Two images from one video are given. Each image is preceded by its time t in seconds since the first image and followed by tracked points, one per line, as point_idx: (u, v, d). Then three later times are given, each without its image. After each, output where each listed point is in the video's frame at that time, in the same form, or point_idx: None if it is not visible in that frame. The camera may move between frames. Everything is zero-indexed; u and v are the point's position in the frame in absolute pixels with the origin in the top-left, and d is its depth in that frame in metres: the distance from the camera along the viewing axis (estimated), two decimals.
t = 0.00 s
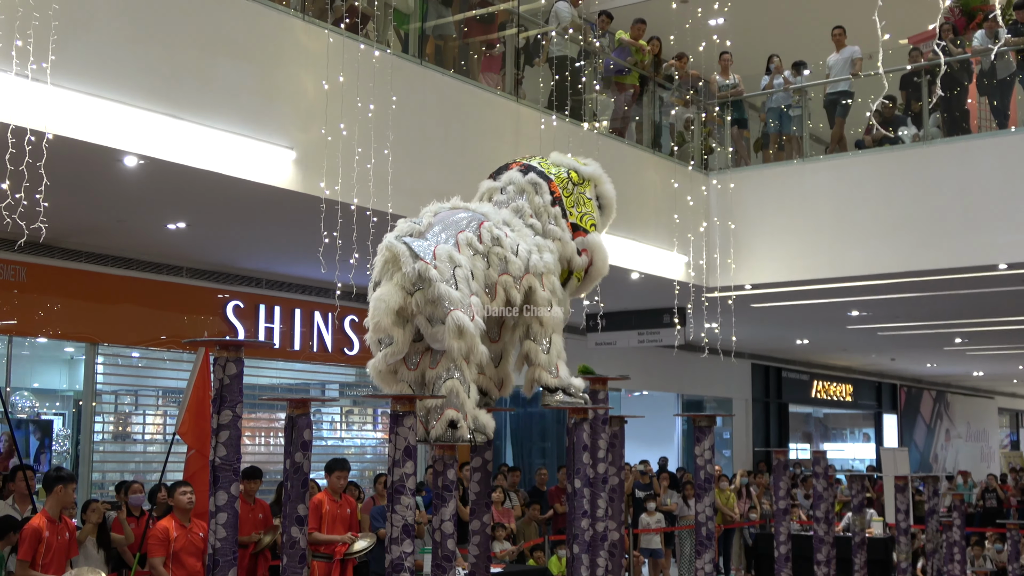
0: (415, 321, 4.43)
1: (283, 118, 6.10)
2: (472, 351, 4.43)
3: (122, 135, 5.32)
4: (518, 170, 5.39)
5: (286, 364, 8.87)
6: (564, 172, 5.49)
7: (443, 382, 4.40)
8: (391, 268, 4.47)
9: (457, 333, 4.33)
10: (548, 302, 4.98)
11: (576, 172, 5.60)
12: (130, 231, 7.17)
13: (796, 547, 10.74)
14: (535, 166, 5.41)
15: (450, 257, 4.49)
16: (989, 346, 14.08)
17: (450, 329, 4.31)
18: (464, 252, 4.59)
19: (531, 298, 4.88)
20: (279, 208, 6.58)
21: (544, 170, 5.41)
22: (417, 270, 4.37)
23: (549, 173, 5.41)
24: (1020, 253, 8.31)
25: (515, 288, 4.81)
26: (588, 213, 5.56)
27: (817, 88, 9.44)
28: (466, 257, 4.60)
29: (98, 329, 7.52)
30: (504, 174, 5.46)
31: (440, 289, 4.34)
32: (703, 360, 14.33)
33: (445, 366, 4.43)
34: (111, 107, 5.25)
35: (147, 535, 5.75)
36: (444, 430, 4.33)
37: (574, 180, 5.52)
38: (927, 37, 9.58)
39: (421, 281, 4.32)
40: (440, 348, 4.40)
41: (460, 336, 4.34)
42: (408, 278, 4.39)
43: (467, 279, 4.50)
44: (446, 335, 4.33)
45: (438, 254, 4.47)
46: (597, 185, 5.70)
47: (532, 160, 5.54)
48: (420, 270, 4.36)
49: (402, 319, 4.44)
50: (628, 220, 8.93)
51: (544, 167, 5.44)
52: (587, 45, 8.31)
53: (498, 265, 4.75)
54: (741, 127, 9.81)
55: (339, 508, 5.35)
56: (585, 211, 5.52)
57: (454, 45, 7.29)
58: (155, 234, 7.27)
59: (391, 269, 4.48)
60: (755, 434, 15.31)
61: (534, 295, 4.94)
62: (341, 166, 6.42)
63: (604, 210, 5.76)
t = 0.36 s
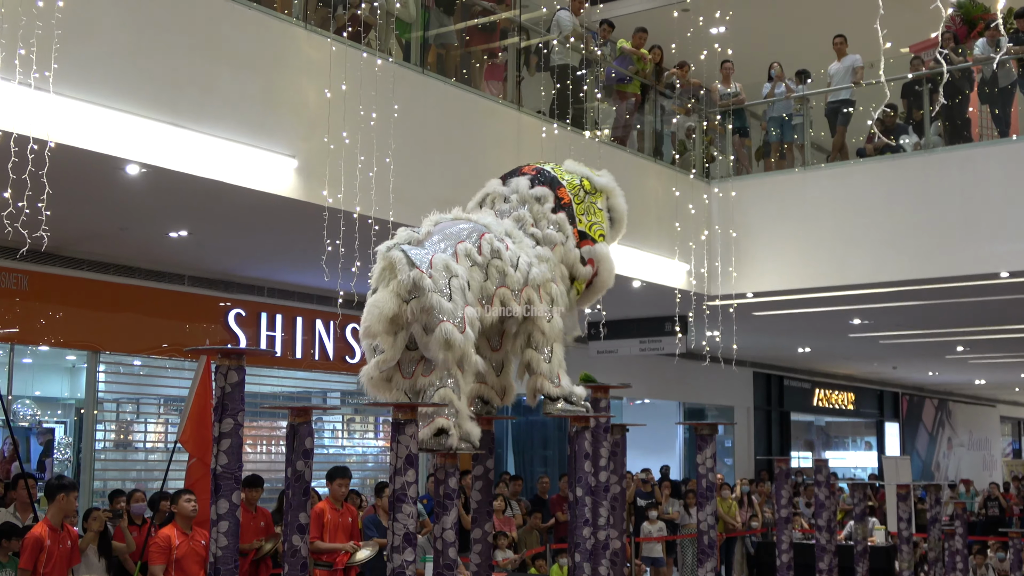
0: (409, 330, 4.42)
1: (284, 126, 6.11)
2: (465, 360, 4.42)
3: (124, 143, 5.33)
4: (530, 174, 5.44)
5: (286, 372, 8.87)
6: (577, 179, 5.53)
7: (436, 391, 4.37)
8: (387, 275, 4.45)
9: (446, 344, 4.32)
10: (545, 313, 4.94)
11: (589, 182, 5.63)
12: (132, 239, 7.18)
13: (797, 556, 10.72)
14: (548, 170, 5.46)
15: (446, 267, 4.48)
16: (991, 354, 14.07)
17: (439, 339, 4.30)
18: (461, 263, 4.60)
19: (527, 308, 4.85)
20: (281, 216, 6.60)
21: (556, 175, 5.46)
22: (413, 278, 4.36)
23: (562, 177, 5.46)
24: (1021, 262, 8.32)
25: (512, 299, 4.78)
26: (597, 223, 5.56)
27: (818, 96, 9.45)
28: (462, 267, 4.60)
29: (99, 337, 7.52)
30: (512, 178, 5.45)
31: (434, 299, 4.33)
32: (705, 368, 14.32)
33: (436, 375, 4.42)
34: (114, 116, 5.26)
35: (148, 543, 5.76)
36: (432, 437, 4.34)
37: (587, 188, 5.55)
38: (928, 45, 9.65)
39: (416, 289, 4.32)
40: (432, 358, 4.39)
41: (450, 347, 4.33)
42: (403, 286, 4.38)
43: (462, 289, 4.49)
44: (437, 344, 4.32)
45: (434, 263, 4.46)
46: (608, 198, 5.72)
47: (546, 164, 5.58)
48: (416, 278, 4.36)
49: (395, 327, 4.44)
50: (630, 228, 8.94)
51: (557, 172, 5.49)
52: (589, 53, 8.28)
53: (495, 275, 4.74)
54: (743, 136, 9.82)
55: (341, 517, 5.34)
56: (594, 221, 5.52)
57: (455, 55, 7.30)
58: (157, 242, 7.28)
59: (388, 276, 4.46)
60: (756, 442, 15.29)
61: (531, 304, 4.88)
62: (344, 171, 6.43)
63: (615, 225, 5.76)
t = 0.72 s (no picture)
0: (413, 334, 4.42)
1: (284, 133, 6.11)
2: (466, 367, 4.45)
3: (124, 150, 5.33)
4: (531, 182, 5.43)
5: (286, 379, 8.87)
6: (580, 182, 5.52)
7: (435, 398, 4.40)
8: (392, 280, 4.46)
9: (453, 349, 4.33)
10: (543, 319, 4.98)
11: (594, 181, 5.62)
12: (132, 246, 7.18)
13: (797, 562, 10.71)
14: (549, 176, 5.45)
15: (452, 271, 4.49)
16: (991, 361, 14.07)
17: (445, 344, 4.30)
18: (467, 267, 4.60)
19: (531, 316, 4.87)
20: (281, 223, 6.60)
21: (558, 181, 5.45)
22: (418, 282, 4.35)
23: (564, 182, 5.45)
24: (1022, 268, 8.32)
25: (515, 306, 4.79)
26: (605, 223, 5.58)
27: (817, 103, 9.46)
28: (469, 274, 4.59)
29: (99, 343, 7.51)
30: (512, 186, 5.45)
31: (440, 303, 4.33)
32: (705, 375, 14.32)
33: (439, 380, 4.42)
34: (114, 122, 5.26)
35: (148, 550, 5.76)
36: (431, 446, 4.40)
37: (591, 190, 5.55)
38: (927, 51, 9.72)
39: (422, 294, 4.31)
40: (436, 363, 4.38)
41: (456, 352, 4.34)
42: (408, 290, 4.38)
43: (468, 295, 4.51)
44: (442, 349, 4.32)
45: (440, 268, 4.47)
46: (616, 195, 5.72)
47: (549, 169, 5.58)
48: (422, 282, 4.35)
49: (400, 332, 4.44)
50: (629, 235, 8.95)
51: (560, 177, 5.47)
52: (589, 60, 8.27)
53: (501, 282, 4.76)
54: (742, 142, 9.83)
55: (341, 523, 5.32)
56: (602, 221, 5.54)
57: (455, 62, 7.31)
58: (157, 249, 7.28)
59: (392, 281, 4.46)
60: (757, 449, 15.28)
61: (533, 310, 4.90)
62: (345, 176, 6.44)
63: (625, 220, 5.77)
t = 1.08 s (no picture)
0: (412, 340, 4.43)
1: (284, 138, 6.12)
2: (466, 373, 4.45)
3: (124, 155, 5.34)
4: (529, 188, 5.40)
5: (285, 384, 8.89)
6: (579, 187, 5.46)
7: (436, 403, 4.39)
8: (389, 285, 4.46)
9: (452, 354, 4.34)
10: (539, 328, 4.97)
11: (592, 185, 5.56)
12: (132, 251, 7.18)
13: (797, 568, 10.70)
14: (547, 183, 5.41)
15: (450, 277, 4.48)
16: (991, 366, 14.06)
17: (444, 350, 4.31)
18: (464, 273, 4.60)
19: (529, 321, 4.88)
20: (281, 228, 6.60)
21: (557, 187, 5.40)
22: (417, 287, 4.37)
23: (563, 188, 5.41)
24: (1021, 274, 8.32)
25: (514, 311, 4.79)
26: (604, 228, 5.53)
27: (816, 109, 9.48)
28: (467, 279, 4.60)
29: (99, 348, 7.51)
30: (510, 192, 5.44)
31: (439, 309, 4.34)
32: (705, 381, 14.32)
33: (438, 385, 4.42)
34: (114, 128, 5.27)
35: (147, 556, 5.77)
36: (430, 451, 4.35)
37: (590, 195, 5.49)
38: (928, 57, 9.72)
39: (421, 299, 4.33)
40: (435, 368, 4.38)
41: (455, 357, 4.35)
42: (407, 295, 4.39)
43: (466, 301, 4.50)
44: (442, 354, 4.32)
45: (438, 273, 4.46)
46: (615, 198, 5.64)
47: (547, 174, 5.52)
48: (420, 288, 4.37)
49: (399, 337, 4.44)
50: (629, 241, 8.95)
51: (558, 182, 5.43)
52: (588, 65, 8.30)
53: (499, 287, 4.76)
54: (742, 148, 9.84)
55: (342, 528, 5.30)
56: (600, 226, 5.49)
57: (454, 68, 7.31)
58: (157, 254, 7.29)
59: (390, 286, 4.46)
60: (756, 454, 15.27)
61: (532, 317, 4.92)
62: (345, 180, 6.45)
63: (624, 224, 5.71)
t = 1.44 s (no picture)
0: (406, 345, 4.41)
1: (283, 143, 6.13)
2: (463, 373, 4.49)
3: (124, 159, 5.34)
4: (541, 191, 5.48)
5: (285, 390, 8.92)
6: (589, 190, 5.62)
7: (432, 407, 4.40)
8: (382, 291, 4.43)
9: (446, 360, 4.32)
10: (537, 329, 5.01)
11: (600, 187, 5.71)
12: (131, 255, 7.18)
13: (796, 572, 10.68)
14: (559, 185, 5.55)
15: (443, 282, 4.47)
16: (989, 370, 14.08)
17: (438, 355, 4.30)
18: (457, 278, 4.57)
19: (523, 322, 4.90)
20: (280, 233, 6.61)
21: (568, 190, 5.53)
22: (409, 294, 4.35)
23: (574, 190, 5.55)
24: (1020, 279, 8.34)
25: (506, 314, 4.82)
26: (613, 229, 5.66)
27: (814, 113, 9.47)
28: (460, 283, 4.58)
29: (97, 352, 7.51)
30: (521, 195, 5.50)
31: (430, 315, 4.33)
32: (704, 385, 14.32)
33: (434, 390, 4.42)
34: (113, 132, 5.27)
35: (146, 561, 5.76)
36: (429, 455, 4.37)
37: (599, 198, 5.63)
38: (926, 62, 9.76)
39: (413, 305, 4.31)
40: (429, 374, 4.37)
41: (448, 362, 4.34)
42: (398, 302, 4.37)
43: (459, 305, 4.48)
44: (436, 359, 4.31)
45: (430, 278, 4.45)
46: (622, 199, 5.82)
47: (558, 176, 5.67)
48: (412, 294, 4.34)
49: (393, 343, 4.43)
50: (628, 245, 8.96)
51: (569, 185, 5.56)
52: (586, 70, 8.35)
53: (491, 291, 4.75)
54: (741, 152, 9.85)
55: (341, 532, 5.30)
56: (609, 227, 5.62)
57: (453, 73, 7.32)
58: (156, 259, 7.29)
59: (383, 292, 4.44)
60: (755, 458, 15.27)
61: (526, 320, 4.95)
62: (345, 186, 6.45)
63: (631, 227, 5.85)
